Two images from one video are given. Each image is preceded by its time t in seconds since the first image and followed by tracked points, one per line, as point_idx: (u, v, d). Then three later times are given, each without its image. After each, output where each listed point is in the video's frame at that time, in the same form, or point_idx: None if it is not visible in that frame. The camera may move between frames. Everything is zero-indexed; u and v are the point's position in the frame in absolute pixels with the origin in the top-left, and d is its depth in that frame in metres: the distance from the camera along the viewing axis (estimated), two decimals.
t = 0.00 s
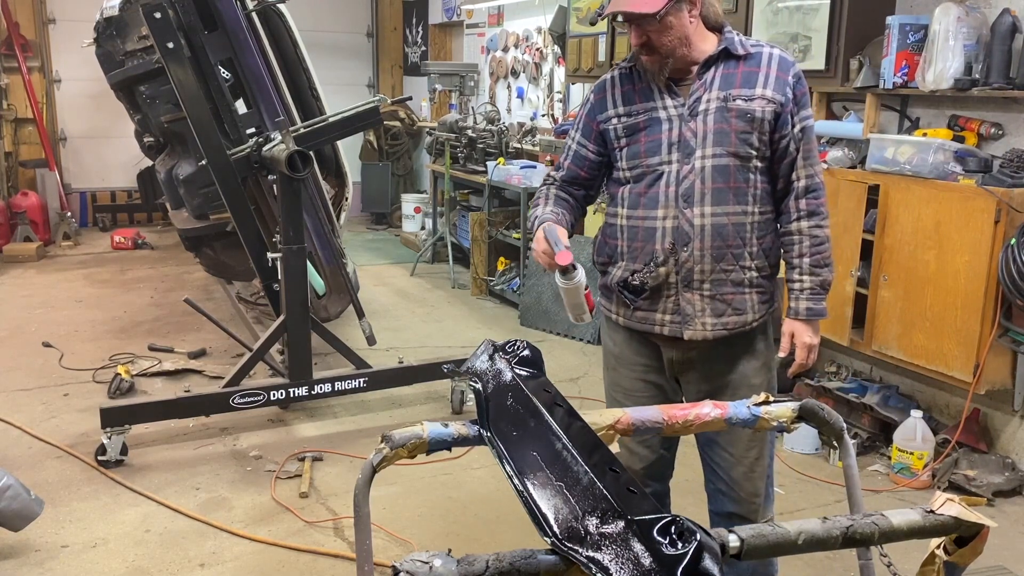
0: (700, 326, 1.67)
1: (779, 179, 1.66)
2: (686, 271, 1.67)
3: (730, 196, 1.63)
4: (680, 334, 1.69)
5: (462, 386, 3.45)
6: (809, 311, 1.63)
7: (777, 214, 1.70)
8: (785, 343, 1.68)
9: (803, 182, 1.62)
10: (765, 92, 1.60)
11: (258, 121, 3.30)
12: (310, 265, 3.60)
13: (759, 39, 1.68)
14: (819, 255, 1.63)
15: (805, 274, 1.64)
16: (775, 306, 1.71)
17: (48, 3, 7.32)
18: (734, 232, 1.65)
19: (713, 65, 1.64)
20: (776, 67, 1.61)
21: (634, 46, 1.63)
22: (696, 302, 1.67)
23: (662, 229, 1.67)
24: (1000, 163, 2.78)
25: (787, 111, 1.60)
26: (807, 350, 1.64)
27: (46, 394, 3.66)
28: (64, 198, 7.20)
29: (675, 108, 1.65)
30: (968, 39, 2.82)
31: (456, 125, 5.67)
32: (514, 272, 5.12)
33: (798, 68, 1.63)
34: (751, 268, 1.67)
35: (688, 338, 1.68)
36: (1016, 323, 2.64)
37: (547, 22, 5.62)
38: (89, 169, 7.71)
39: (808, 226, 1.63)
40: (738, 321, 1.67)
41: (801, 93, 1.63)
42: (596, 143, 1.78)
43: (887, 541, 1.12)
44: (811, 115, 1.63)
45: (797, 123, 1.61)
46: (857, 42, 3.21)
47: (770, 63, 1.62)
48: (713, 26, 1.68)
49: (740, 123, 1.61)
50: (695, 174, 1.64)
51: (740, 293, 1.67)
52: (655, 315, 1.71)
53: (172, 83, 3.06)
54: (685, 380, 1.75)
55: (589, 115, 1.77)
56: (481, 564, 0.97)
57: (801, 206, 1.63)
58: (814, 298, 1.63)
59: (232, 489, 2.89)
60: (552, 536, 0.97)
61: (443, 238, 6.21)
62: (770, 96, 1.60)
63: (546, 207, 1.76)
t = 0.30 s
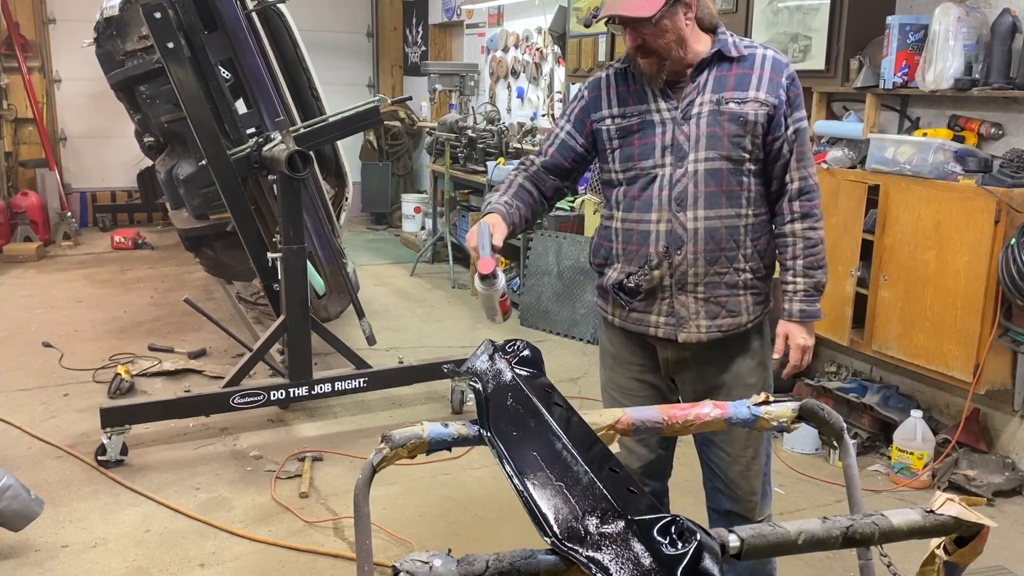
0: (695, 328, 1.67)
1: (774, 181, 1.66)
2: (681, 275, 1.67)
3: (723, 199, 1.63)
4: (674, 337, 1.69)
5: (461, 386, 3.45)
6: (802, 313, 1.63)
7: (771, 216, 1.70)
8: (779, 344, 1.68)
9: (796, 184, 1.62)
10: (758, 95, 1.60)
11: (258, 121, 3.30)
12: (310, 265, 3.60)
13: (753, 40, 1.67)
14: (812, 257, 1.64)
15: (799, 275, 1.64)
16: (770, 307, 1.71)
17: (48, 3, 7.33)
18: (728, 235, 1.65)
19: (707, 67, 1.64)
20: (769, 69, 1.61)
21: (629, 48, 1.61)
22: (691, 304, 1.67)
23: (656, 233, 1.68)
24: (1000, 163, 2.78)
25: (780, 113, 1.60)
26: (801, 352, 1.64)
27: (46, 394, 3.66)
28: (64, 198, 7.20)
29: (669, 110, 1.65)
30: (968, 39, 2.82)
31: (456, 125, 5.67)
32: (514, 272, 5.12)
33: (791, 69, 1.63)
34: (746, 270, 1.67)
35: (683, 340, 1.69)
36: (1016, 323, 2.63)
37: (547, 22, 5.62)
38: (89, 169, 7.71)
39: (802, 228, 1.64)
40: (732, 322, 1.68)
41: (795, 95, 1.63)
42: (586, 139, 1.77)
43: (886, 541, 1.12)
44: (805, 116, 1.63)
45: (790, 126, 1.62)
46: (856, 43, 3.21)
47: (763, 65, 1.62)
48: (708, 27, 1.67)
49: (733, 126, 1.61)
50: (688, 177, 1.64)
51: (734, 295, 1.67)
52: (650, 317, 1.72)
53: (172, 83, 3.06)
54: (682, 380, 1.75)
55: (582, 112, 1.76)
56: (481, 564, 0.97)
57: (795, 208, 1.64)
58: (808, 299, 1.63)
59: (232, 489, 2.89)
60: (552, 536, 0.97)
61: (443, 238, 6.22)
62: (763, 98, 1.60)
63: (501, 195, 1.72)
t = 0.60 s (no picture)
0: (690, 333, 1.68)
1: (770, 188, 1.67)
2: (677, 279, 1.67)
3: (721, 206, 1.64)
4: (670, 341, 1.70)
5: (461, 386, 3.45)
6: (794, 319, 1.64)
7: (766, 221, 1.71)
8: (769, 349, 1.68)
9: (793, 192, 1.63)
10: (760, 102, 1.60)
11: (258, 121, 3.30)
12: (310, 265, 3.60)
13: (754, 45, 1.67)
14: (806, 265, 1.65)
15: (792, 282, 1.66)
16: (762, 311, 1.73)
17: (48, 3, 7.33)
18: (725, 241, 1.66)
19: (709, 72, 1.63)
20: (771, 76, 1.61)
21: (635, 54, 1.58)
22: (686, 309, 1.68)
23: (654, 237, 1.67)
24: (1000, 163, 2.77)
25: (781, 121, 1.61)
26: (792, 357, 1.64)
27: (46, 394, 3.66)
28: (64, 198, 7.20)
29: (670, 114, 1.64)
30: (968, 39, 2.82)
31: (456, 125, 5.67)
32: (514, 272, 5.12)
33: (792, 76, 1.64)
34: (740, 275, 1.69)
35: (678, 344, 1.69)
36: (1016, 323, 2.63)
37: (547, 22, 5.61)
38: (89, 169, 7.71)
39: (797, 236, 1.65)
40: (727, 326, 1.69)
41: (795, 102, 1.63)
42: (579, 135, 1.75)
43: (887, 541, 1.12)
44: (803, 124, 1.64)
45: (790, 133, 1.62)
46: (856, 43, 3.21)
47: (765, 72, 1.62)
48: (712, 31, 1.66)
49: (734, 133, 1.61)
50: (687, 183, 1.64)
51: (729, 300, 1.68)
52: (645, 321, 1.72)
53: (172, 84, 3.06)
54: (678, 379, 1.75)
55: (579, 108, 1.74)
56: (481, 564, 0.97)
57: (790, 215, 1.65)
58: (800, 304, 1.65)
59: (231, 489, 2.89)
60: (552, 536, 0.97)
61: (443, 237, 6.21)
62: (764, 106, 1.60)
63: (477, 190, 1.68)
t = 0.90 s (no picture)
0: (684, 335, 1.68)
1: (767, 193, 1.69)
2: (673, 282, 1.67)
3: (719, 210, 1.64)
4: (663, 342, 1.70)
5: (461, 386, 3.45)
6: (789, 323, 1.67)
7: (760, 226, 1.72)
8: (764, 352, 1.71)
9: (790, 199, 1.65)
10: (761, 109, 1.61)
11: (258, 121, 3.30)
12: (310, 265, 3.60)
13: (756, 50, 1.67)
14: (801, 270, 1.67)
15: (787, 287, 1.67)
16: (754, 314, 1.74)
17: (48, 3, 7.33)
18: (721, 245, 1.66)
19: (712, 76, 1.62)
20: (772, 83, 1.62)
21: (641, 58, 1.56)
22: (681, 311, 1.68)
23: (651, 239, 1.67)
24: (1000, 163, 2.77)
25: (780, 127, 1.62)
26: (786, 362, 1.69)
27: (46, 394, 3.66)
28: (64, 198, 7.20)
29: (672, 116, 1.64)
30: (968, 39, 2.82)
31: (456, 125, 5.67)
32: (514, 273, 5.11)
33: (793, 83, 1.64)
34: (734, 280, 1.69)
35: (672, 346, 1.69)
36: (1017, 323, 2.63)
37: (547, 22, 5.61)
38: (89, 169, 7.71)
39: (792, 241, 1.66)
40: (720, 329, 1.69)
41: (794, 109, 1.64)
42: (579, 135, 1.72)
43: (887, 541, 1.12)
44: (802, 131, 1.65)
45: (788, 140, 1.64)
46: (856, 43, 3.21)
47: (766, 78, 1.62)
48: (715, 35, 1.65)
49: (735, 138, 1.61)
50: (687, 186, 1.64)
51: (723, 303, 1.69)
52: (639, 322, 1.71)
53: (172, 83, 3.06)
54: (673, 379, 1.75)
55: (580, 105, 1.72)
56: (481, 564, 0.97)
57: (786, 221, 1.66)
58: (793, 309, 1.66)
59: (231, 489, 2.89)
60: (552, 536, 0.97)
61: (443, 237, 6.21)
62: (765, 112, 1.60)
63: (485, 186, 1.66)
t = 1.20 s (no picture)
0: (682, 336, 1.68)
1: (768, 197, 1.69)
2: (673, 283, 1.67)
3: (720, 213, 1.64)
4: (662, 343, 1.70)
5: (461, 386, 3.45)
6: (785, 327, 1.66)
7: (759, 230, 1.73)
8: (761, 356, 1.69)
9: (791, 204, 1.66)
10: (765, 112, 1.60)
11: (258, 121, 3.30)
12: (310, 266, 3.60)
13: (761, 54, 1.67)
14: (799, 275, 1.68)
15: (786, 291, 1.68)
16: (751, 317, 1.74)
17: (48, 3, 7.33)
18: (721, 248, 1.66)
19: (718, 79, 1.62)
20: (777, 87, 1.62)
21: (650, 59, 1.56)
22: (680, 313, 1.68)
23: (652, 241, 1.67)
24: (1000, 163, 2.77)
25: (783, 132, 1.62)
26: (781, 364, 1.65)
27: (46, 394, 3.66)
28: (64, 198, 7.20)
29: (676, 118, 1.64)
30: (968, 39, 2.82)
31: (456, 125, 5.68)
32: (514, 272, 5.11)
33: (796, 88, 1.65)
34: (733, 283, 1.70)
35: (670, 348, 1.69)
36: (1017, 323, 2.63)
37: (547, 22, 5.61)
38: (89, 169, 7.71)
39: (792, 246, 1.67)
40: (718, 331, 1.70)
41: (797, 114, 1.64)
42: (579, 134, 1.72)
43: (886, 541, 1.12)
44: (803, 137, 1.66)
45: (790, 145, 1.64)
46: (856, 43, 3.21)
47: (771, 82, 1.62)
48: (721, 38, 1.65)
49: (739, 142, 1.61)
50: (689, 188, 1.64)
51: (721, 305, 1.69)
52: (638, 323, 1.71)
53: (172, 84, 3.06)
54: (671, 380, 1.75)
55: (580, 105, 1.71)
56: (481, 564, 0.97)
57: (786, 226, 1.67)
58: (790, 313, 1.67)
59: (231, 489, 2.89)
60: (552, 536, 0.97)
61: (443, 237, 6.21)
62: (769, 116, 1.60)
63: (482, 186, 1.66)
